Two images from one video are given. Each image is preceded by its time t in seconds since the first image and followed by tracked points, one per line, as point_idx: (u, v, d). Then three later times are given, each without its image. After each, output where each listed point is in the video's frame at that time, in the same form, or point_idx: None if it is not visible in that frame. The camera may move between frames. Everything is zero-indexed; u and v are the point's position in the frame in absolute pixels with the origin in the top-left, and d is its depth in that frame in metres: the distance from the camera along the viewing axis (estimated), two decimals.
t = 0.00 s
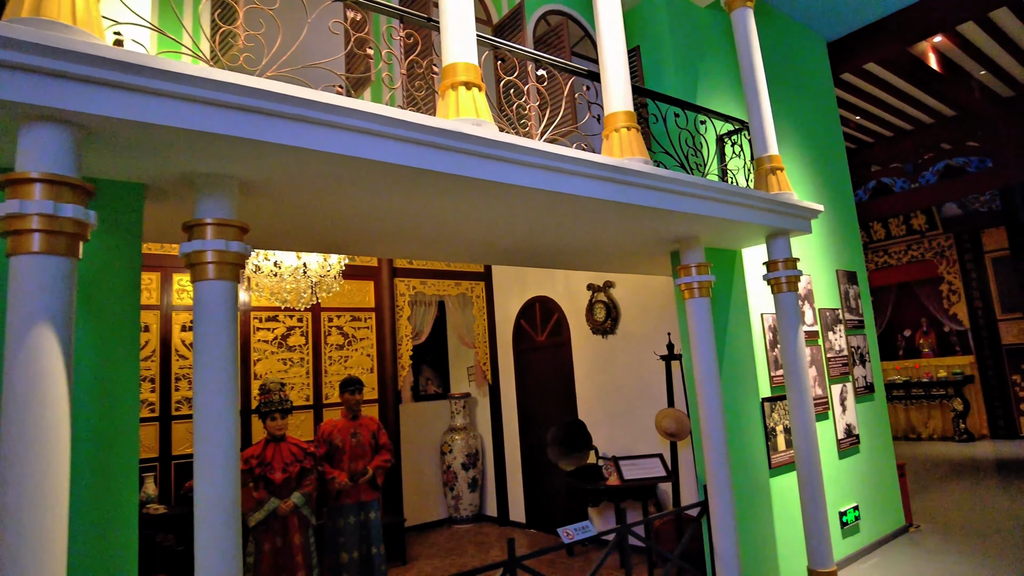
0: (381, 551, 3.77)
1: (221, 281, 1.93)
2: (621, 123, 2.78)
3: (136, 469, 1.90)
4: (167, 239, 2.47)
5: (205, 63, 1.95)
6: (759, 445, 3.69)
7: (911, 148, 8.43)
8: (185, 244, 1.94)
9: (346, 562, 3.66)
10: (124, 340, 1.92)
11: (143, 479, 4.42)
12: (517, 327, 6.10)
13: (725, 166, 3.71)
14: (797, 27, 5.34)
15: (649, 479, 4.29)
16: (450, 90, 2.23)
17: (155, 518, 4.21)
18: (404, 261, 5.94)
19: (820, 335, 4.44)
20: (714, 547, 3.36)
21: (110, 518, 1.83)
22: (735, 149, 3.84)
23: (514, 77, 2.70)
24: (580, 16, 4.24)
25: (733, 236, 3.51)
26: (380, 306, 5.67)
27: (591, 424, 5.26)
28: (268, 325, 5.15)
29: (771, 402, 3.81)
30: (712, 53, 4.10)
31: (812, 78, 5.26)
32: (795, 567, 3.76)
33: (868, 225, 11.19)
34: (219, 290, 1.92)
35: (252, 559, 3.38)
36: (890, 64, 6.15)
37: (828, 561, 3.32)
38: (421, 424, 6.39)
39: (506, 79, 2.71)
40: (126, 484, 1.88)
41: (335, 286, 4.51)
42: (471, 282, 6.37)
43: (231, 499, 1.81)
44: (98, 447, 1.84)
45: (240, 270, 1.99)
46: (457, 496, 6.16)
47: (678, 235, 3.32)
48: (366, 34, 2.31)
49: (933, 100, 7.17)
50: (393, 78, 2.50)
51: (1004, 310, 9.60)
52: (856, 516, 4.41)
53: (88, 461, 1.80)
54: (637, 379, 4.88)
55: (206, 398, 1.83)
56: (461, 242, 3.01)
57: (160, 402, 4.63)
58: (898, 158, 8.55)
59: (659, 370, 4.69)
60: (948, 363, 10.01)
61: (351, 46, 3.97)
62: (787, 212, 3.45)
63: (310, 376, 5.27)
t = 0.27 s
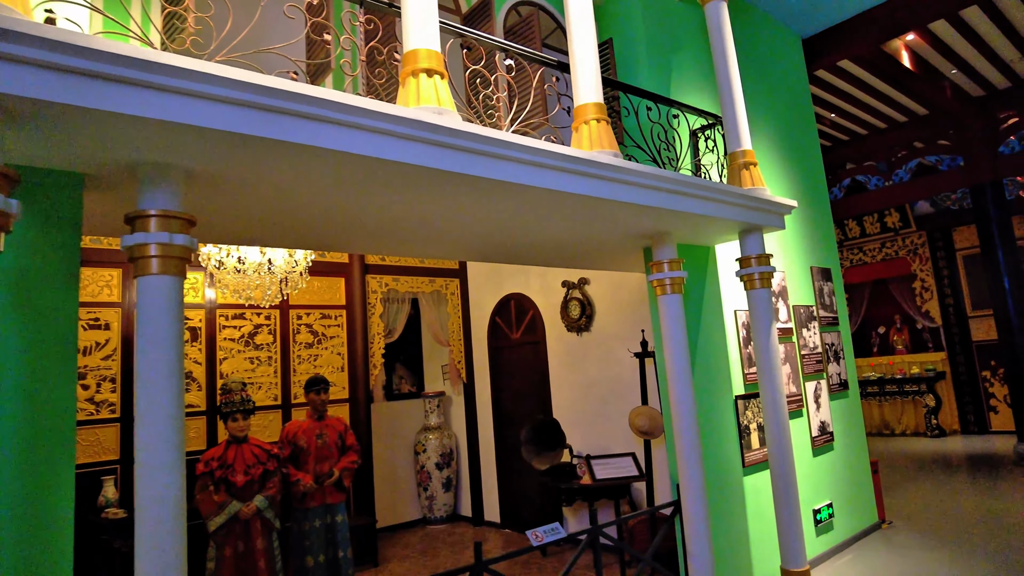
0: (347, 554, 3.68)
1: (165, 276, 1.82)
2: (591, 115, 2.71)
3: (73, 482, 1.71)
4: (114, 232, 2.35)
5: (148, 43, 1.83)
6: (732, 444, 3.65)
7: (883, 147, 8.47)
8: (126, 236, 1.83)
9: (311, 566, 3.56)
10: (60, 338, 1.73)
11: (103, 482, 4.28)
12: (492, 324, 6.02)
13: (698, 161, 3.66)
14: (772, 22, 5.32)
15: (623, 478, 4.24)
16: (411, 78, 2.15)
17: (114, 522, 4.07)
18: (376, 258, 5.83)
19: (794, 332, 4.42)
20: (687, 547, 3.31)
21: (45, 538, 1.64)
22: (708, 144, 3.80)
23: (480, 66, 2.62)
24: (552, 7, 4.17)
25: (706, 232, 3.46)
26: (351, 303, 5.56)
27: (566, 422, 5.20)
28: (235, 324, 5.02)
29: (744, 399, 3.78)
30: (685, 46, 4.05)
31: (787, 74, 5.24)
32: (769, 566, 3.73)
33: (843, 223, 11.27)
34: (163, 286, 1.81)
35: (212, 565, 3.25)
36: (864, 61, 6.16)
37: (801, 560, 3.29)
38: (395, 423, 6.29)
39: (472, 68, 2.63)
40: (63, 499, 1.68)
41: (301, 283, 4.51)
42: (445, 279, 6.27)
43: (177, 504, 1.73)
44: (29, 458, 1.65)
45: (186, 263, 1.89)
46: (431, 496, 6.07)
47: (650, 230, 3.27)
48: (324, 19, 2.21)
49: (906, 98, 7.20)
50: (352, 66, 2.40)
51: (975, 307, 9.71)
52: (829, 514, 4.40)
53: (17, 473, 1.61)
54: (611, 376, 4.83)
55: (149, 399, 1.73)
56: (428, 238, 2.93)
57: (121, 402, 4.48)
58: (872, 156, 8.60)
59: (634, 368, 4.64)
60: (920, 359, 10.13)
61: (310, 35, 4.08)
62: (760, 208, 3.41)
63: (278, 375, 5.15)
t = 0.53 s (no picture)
0: (321, 555, 3.59)
1: (117, 267, 1.72)
2: (569, 105, 2.63)
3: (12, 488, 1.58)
4: (68, 221, 2.24)
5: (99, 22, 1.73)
6: (714, 441, 3.60)
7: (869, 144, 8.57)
8: (74, 225, 1.71)
9: (284, 567, 3.46)
10: None
11: (71, 481, 4.16)
12: (474, 321, 5.94)
13: (680, 154, 3.61)
14: (756, 16, 5.27)
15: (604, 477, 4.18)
16: (379, 62, 2.07)
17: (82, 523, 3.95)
18: (356, 253, 5.74)
19: (777, 329, 4.38)
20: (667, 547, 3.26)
21: None
22: (690, 137, 3.74)
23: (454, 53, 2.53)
24: None
25: (688, 227, 3.41)
26: (330, 299, 5.47)
27: (548, 419, 5.14)
28: (209, 319, 4.91)
29: (726, 397, 3.73)
30: (668, 38, 3.99)
31: (771, 68, 5.20)
32: (750, 566, 3.69)
33: (828, 220, 11.29)
34: (115, 278, 1.71)
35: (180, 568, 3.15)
36: (849, 57, 6.14)
37: (783, 560, 3.25)
38: (375, 421, 6.20)
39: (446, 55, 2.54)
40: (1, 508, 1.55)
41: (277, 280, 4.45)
42: (427, 274, 6.19)
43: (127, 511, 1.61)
44: None
45: (139, 254, 1.79)
46: (412, 495, 5.98)
47: (630, 225, 3.20)
48: None
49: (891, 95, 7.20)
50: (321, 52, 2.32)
51: (958, 305, 9.76)
52: (812, 512, 4.37)
53: None
54: (594, 373, 4.77)
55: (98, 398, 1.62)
56: (403, 232, 2.84)
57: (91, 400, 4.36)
58: (857, 153, 8.60)
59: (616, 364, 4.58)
60: (903, 357, 10.18)
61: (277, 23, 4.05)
62: (742, 202, 3.36)
63: (255, 372, 5.04)
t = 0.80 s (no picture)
0: (307, 551, 3.52)
1: (84, 252, 1.62)
2: (562, 90, 2.56)
3: None
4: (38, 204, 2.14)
5: None
6: (707, 438, 3.54)
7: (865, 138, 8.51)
8: (38, 206, 1.61)
9: (269, 564, 3.38)
10: None
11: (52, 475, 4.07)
12: (466, 315, 5.86)
13: (675, 144, 3.53)
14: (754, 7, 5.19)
15: (595, 474, 4.13)
16: (364, 41, 2.00)
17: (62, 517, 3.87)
18: (346, 245, 5.65)
19: (772, 324, 4.33)
20: (660, 544, 3.20)
21: None
22: (686, 128, 3.67)
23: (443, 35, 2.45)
24: None
25: (682, 219, 3.34)
26: (319, 292, 5.39)
27: (539, 415, 5.08)
28: (196, 311, 4.82)
29: (721, 392, 3.67)
30: (664, 27, 3.92)
31: (768, 60, 5.13)
32: (743, 564, 3.63)
33: (822, 217, 11.26)
34: (82, 264, 1.61)
35: (161, 564, 3.06)
36: (846, 51, 6.07)
37: (777, 558, 3.19)
38: (364, 416, 6.13)
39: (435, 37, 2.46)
40: None
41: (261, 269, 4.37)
42: (418, 268, 6.10)
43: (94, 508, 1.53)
44: None
45: (109, 237, 1.70)
46: (402, 490, 5.92)
47: (624, 215, 3.13)
48: None
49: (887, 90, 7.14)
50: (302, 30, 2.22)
51: (952, 303, 9.75)
52: (806, 509, 4.32)
53: None
54: (586, 368, 4.70)
55: (63, 389, 1.53)
56: (391, 221, 2.77)
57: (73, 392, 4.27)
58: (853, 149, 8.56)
59: (609, 359, 4.51)
60: (896, 354, 10.17)
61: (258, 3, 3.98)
62: (738, 193, 3.29)
63: (241, 365, 4.95)
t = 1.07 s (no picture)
0: (304, 543, 3.45)
1: (68, 227, 1.54)
2: (569, 68, 2.47)
3: None
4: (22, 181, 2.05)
5: None
6: (714, 429, 3.47)
7: (871, 129, 8.40)
8: (20, 178, 1.53)
9: (265, 555, 3.31)
10: None
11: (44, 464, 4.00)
12: (466, 304, 5.78)
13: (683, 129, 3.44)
14: None
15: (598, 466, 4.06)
16: (365, 12, 1.91)
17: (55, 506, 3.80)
18: (345, 232, 5.55)
19: (779, 314, 4.25)
20: (665, 537, 3.13)
21: None
22: (695, 112, 3.58)
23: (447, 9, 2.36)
24: None
25: (690, 204, 3.26)
26: (318, 279, 5.30)
27: (541, 406, 5.00)
28: (192, 298, 4.73)
29: (727, 383, 3.60)
30: (673, 8, 3.81)
31: (776, 46, 5.03)
32: (749, 558, 3.57)
33: (825, 210, 11.16)
34: (67, 240, 1.54)
35: (154, 555, 2.99)
36: (855, 39, 5.97)
37: (785, 552, 3.13)
38: (363, 406, 6.05)
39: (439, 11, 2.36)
40: None
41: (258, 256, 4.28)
42: (419, 256, 6.01)
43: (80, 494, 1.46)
44: None
45: (95, 212, 1.61)
46: (401, 481, 5.85)
47: (630, 200, 3.05)
48: None
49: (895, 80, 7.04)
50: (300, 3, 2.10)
51: (955, 297, 9.67)
52: (812, 503, 4.25)
53: None
54: (589, 359, 4.61)
55: (45, 370, 1.45)
56: (392, 201, 2.69)
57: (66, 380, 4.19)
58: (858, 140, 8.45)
59: (612, 350, 4.43)
60: (899, 348, 10.10)
61: None
62: (749, 179, 3.21)
63: (238, 353, 4.87)
